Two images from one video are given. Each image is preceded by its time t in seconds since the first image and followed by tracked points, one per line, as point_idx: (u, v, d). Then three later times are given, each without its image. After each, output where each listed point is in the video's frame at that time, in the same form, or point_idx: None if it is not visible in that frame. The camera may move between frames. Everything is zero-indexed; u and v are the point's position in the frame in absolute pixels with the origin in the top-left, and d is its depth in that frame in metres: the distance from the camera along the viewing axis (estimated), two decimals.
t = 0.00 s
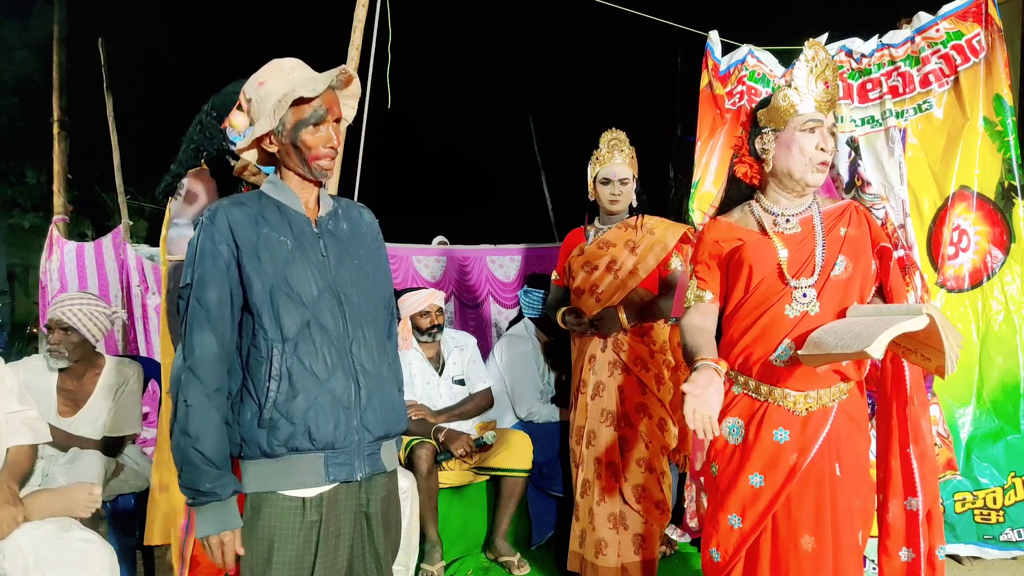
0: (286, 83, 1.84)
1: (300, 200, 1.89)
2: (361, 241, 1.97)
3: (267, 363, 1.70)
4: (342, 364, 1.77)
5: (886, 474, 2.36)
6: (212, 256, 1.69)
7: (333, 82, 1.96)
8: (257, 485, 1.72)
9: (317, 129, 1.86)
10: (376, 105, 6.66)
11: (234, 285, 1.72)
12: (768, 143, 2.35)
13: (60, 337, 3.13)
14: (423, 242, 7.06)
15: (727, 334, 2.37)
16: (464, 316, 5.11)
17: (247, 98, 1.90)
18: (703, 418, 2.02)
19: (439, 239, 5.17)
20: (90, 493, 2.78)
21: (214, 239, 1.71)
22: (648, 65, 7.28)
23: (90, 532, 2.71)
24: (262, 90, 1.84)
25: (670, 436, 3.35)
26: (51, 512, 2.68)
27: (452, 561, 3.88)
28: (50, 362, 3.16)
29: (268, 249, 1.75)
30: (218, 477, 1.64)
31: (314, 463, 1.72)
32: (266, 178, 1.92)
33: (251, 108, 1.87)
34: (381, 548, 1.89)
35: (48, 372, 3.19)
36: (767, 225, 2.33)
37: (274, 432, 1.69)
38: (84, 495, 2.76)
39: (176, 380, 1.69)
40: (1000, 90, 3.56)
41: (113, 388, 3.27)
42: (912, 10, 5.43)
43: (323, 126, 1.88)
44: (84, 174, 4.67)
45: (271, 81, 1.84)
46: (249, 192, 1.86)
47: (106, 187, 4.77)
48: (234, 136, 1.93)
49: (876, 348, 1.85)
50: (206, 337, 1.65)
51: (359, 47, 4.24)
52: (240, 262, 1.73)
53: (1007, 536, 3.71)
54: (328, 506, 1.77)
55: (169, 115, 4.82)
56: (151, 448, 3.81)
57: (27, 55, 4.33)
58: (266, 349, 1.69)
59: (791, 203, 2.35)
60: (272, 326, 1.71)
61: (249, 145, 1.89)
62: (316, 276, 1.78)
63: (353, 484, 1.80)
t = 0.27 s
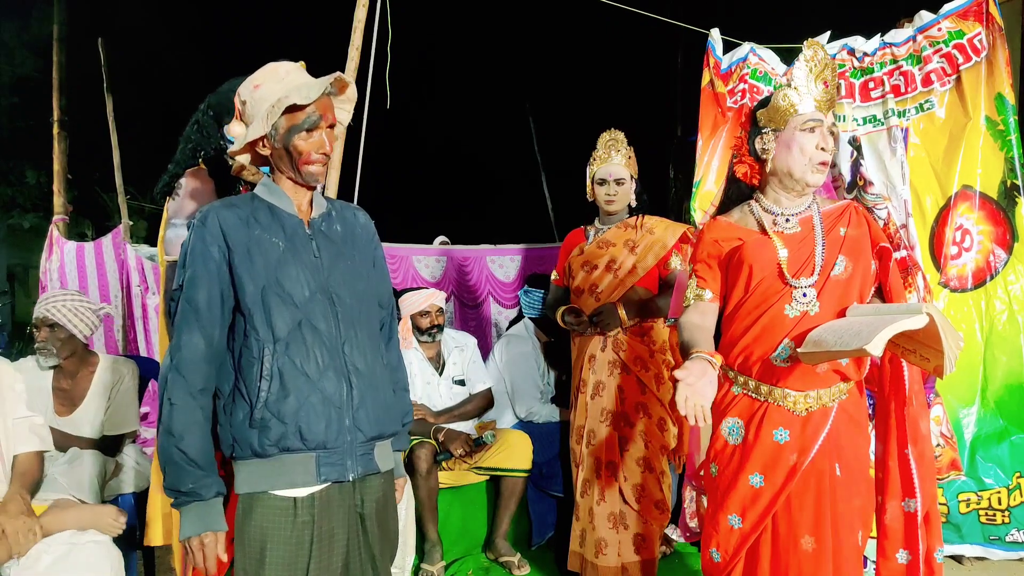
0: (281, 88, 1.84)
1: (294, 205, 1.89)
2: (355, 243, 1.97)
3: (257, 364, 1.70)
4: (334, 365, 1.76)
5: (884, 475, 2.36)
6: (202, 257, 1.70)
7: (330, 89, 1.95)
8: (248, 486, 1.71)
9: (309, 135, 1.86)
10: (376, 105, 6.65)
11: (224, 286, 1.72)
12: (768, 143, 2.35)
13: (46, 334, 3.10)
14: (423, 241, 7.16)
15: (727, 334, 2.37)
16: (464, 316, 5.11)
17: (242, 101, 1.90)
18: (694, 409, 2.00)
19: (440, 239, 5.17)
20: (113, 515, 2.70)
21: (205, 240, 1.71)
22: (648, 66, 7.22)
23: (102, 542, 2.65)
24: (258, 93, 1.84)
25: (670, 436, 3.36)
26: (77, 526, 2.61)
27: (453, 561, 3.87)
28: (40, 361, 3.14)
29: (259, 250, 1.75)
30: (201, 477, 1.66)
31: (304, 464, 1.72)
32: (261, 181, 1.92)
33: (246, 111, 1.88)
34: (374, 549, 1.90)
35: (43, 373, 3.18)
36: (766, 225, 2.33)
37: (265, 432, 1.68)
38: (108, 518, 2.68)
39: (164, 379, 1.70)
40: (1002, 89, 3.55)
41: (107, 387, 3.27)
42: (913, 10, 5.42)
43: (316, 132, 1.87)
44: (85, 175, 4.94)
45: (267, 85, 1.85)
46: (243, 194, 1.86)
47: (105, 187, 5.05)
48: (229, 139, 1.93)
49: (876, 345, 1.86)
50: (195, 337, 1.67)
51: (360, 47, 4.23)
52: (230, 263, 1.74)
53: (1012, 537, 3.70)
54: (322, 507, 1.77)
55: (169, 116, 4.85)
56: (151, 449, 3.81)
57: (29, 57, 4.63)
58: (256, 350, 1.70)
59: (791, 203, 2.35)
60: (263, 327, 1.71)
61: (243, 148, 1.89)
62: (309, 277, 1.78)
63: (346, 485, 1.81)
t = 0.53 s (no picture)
0: (276, 89, 1.84)
1: (288, 205, 1.88)
2: (351, 243, 1.96)
3: (252, 364, 1.69)
4: (328, 365, 1.76)
5: (882, 474, 2.35)
6: (196, 258, 1.69)
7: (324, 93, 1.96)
8: (243, 487, 1.71)
9: (303, 137, 1.85)
10: (376, 105, 6.66)
11: (219, 286, 1.72)
12: (766, 152, 2.33)
13: (36, 332, 3.12)
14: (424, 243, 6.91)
15: (727, 334, 2.37)
16: (464, 316, 5.10)
17: (236, 102, 1.90)
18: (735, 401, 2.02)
19: (441, 239, 5.16)
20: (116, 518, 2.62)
21: (198, 241, 1.71)
22: (648, 65, 7.34)
23: (102, 542, 2.57)
24: (252, 94, 1.85)
25: (670, 436, 3.34)
26: (77, 527, 2.53)
27: (452, 561, 3.87)
28: (31, 360, 3.16)
29: (253, 251, 1.75)
30: (201, 477, 1.65)
31: (299, 464, 1.71)
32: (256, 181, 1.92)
33: (240, 112, 1.88)
34: (371, 549, 1.89)
35: (37, 373, 3.19)
36: (766, 225, 2.33)
37: (259, 432, 1.68)
38: (111, 521, 2.59)
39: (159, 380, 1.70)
40: (1002, 88, 3.54)
41: (100, 386, 3.28)
42: (912, 10, 5.43)
43: (309, 135, 1.87)
44: (87, 175, 4.43)
45: (261, 86, 1.85)
46: (237, 195, 1.86)
47: (109, 188, 4.50)
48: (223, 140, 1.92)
49: (878, 345, 1.85)
50: (190, 338, 1.66)
51: (359, 47, 4.23)
52: (225, 264, 1.73)
53: (1016, 538, 3.69)
54: (315, 507, 1.77)
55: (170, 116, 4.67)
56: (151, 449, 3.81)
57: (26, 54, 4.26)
58: (250, 350, 1.69)
59: (789, 207, 2.34)
60: (257, 327, 1.71)
61: (236, 148, 1.89)
62: (302, 277, 1.78)
63: (341, 485, 1.81)
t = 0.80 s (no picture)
0: (272, 87, 1.84)
1: (286, 205, 1.88)
2: (349, 242, 1.96)
3: (249, 364, 1.70)
4: (325, 365, 1.77)
5: (881, 474, 2.35)
6: (193, 258, 1.69)
7: (319, 88, 1.96)
8: (238, 488, 1.71)
9: (300, 134, 1.86)
10: (376, 105, 6.67)
11: (216, 286, 1.72)
12: (766, 146, 2.34)
13: (27, 333, 3.12)
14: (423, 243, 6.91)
15: (728, 335, 2.37)
16: (464, 316, 5.10)
17: (233, 100, 1.90)
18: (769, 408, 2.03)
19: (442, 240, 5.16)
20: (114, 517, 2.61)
21: (195, 241, 1.71)
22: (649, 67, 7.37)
23: (101, 543, 2.56)
24: (249, 92, 1.84)
25: (670, 436, 3.36)
26: (75, 528, 2.52)
27: (452, 561, 3.87)
28: (23, 361, 3.17)
29: (251, 251, 1.75)
30: (193, 478, 1.66)
31: (295, 464, 1.72)
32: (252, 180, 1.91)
33: (236, 111, 1.88)
34: (368, 550, 1.88)
35: (31, 372, 3.20)
36: (766, 226, 2.33)
37: (255, 433, 1.69)
38: (110, 520, 2.58)
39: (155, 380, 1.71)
40: (1002, 88, 3.54)
41: (96, 386, 3.29)
42: (912, 10, 5.43)
43: (306, 131, 1.87)
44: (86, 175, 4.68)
45: (257, 83, 1.85)
46: (235, 193, 1.85)
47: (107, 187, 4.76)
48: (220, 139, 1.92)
49: (873, 349, 1.86)
50: (187, 339, 1.67)
51: (360, 47, 4.23)
52: (222, 264, 1.73)
53: (1016, 538, 3.69)
54: (310, 508, 1.76)
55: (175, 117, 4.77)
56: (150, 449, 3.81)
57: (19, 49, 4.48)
58: (247, 350, 1.70)
59: (789, 204, 2.34)
60: (254, 327, 1.71)
61: (233, 146, 1.89)
62: (300, 277, 1.78)
63: (337, 485, 1.80)
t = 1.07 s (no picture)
0: (272, 84, 1.84)
1: (284, 203, 1.87)
2: (345, 243, 1.96)
3: (239, 365, 1.70)
4: (316, 367, 1.77)
5: (881, 474, 2.35)
6: (188, 257, 1.69)
7: (320, 85, 1.96)
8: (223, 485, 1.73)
9: (300, 131, 1.86)
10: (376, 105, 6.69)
11: (210, 285, 1.72)
12: (768, 147, 2.34)
13: (24, 334, 3.14)
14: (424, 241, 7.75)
15: (728, 335, 2.37)
16: (464, 316, 5.11)
17: (233, 97, 1.90)
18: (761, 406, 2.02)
19: (442, 240, 5.17)
20: (114, 517, 2.61)
21: (191, 239, 1.70)
22: (647, 66, 7.17)
23: (102, 543, 2.56)
24: (248, 89, 1.84)
25: (671, 436, 3.37)
26: (75, 528, 2.52)
27: (453, 561, 3.88)
28: (21, 361, 3.20)
29: (246, 250, 1.75)
30: (185, 479, 1.66)
31: (280, 466, 1.73)
32: (251, 177, 1.91)
33: (237, 107, 1.88)
34: (356, 552, 1.88)
35: (29, 372, 3.25)
36: (767, 226, 2.33)
37: (242, 433, 1.70)
38: (111, 520, 2.58)
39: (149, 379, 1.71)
40: (1002, 89, 3.55)
41: (94, 386, 3.29)
42: (912, 10, 5.44)
43: (307, 128, 1.87)
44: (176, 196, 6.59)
45: (258, 80, 1.85)
46: (232, 190, 1.85)
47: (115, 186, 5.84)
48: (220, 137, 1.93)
49: (877, 344, 1.86)
50: (182, 338, 1.66)
51: (359, 47, 4.24)
52: (217, 263, 1.73)
53: (1015, 538, 3.70)
54: (295, 511, 1.76)
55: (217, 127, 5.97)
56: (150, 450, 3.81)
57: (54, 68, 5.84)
58: (238, 350, 1.70)
59: (790, 205, 2.34)
60: (245, 327, 1.71)
61: (233, 143, 1.89)
62: (294, 278, 1.78)
63: (323, 489, 1.80)
